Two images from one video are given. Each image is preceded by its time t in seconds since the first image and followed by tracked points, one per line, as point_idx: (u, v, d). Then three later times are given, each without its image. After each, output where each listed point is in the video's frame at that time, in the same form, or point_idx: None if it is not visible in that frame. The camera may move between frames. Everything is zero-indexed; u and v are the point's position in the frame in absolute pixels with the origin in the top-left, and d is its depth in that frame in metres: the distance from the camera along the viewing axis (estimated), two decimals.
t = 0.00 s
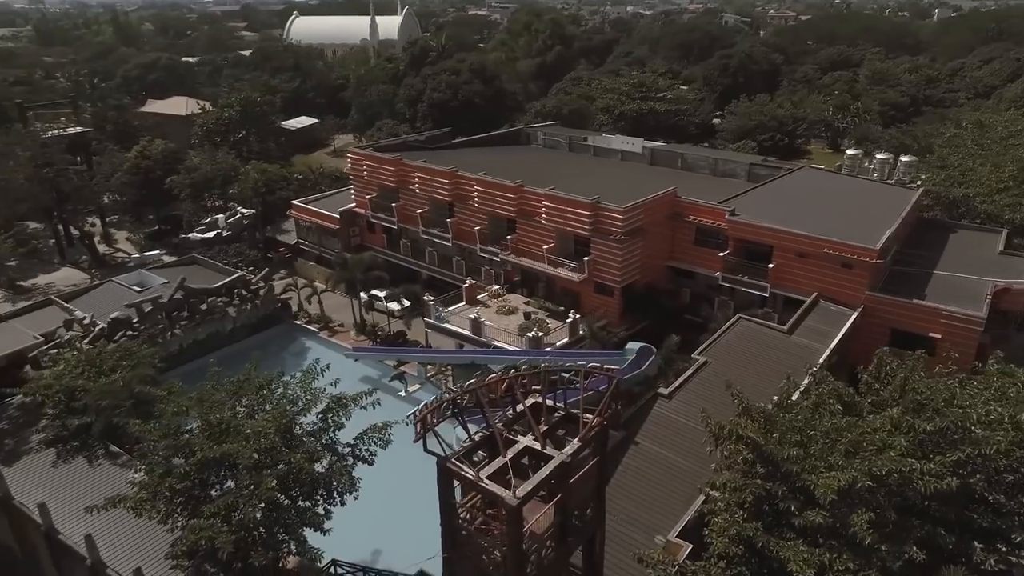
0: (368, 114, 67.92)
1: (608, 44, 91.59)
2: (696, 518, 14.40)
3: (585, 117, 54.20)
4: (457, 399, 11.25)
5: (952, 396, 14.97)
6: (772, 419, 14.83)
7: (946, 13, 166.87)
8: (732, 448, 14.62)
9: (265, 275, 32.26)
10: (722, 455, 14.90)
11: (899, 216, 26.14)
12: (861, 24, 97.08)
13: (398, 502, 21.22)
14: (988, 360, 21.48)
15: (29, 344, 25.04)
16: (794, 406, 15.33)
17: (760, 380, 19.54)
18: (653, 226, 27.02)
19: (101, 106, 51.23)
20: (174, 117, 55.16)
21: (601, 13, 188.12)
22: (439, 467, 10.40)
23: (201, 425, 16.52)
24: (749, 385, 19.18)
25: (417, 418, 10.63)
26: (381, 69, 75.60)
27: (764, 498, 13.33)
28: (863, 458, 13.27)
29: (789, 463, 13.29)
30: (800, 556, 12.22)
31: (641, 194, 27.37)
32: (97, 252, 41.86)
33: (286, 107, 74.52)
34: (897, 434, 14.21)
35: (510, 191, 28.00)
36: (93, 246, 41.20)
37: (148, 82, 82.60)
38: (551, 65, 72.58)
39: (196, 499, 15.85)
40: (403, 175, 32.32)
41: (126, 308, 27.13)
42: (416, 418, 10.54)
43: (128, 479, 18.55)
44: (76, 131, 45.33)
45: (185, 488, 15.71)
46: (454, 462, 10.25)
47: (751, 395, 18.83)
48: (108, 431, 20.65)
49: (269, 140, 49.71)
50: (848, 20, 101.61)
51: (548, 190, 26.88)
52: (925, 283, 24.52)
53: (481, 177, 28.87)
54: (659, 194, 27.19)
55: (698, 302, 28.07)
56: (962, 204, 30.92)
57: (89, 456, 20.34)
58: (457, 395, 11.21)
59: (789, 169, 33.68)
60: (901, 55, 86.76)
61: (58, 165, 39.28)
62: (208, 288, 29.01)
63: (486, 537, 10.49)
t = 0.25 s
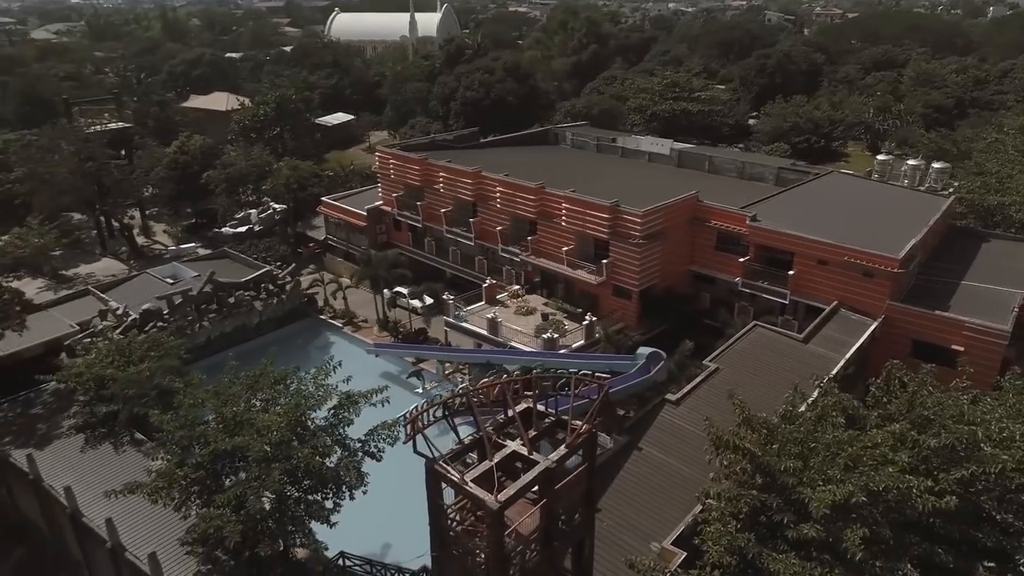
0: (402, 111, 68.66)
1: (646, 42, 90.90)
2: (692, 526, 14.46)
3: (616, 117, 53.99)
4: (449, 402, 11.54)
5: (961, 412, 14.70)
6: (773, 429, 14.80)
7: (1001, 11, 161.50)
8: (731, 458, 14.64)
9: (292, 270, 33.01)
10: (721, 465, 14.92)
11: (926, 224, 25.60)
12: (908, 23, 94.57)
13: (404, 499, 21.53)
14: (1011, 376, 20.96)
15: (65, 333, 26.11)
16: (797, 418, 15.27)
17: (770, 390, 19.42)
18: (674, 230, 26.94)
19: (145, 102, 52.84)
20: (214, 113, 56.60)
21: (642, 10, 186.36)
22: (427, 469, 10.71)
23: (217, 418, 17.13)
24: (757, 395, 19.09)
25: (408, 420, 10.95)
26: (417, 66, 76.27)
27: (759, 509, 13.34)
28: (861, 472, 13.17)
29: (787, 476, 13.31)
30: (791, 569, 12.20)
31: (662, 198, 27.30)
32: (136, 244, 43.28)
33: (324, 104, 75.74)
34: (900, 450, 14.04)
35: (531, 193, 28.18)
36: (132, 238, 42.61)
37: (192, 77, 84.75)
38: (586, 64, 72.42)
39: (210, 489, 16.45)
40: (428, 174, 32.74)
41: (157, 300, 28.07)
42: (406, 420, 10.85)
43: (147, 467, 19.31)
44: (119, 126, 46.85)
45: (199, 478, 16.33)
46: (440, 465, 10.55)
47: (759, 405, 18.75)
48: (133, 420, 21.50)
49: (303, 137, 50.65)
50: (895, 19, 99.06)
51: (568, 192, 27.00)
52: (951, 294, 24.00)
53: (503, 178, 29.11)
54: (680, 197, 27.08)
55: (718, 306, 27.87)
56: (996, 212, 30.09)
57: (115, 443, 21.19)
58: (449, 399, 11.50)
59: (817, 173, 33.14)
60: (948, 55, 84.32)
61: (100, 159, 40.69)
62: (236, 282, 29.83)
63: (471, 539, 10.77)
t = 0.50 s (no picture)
0: (434, 108, 69.18)
1: (681, 41, 90.01)
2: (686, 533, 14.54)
3: (645, 117, 53.63)
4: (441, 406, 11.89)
5: (966, 428, 14.44)
6: (772, 440, 14.80)
7: None
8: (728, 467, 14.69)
9: (316, 266, 33.71)
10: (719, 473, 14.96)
11: (952, 232, 25.05)
12: (954, 23, 91.94)
13: (409, 496, 21.91)
14: None
15: (97, 323, 27.01)
16: (798, 428, 15.21)
17: (779, 399, 19.31)
18: (693, 234, 26.83)
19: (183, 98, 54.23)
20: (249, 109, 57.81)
21: (681, 7, 184.10)
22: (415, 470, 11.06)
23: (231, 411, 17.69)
24: (763, 404, 18.99)
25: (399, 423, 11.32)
26: (451, 64, 76.71)
27: (753, 520, 13.36)
28: (857, 486, 13.08)
29: (781, 489, 13.32)
30: None
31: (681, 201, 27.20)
32: (171, 236, 44.48)
33: (358, 100, 76.66)
34: (900, 464, 13.89)
35: (550, 195, 28.32)
36: (166, 231, 43.88)
37: (231, 73, 86.54)
38: (618, 63, 72.10)
39: (222, 481, 17.03)
40: (451, 174, 33.08)
41: (184, 293, 28.88)
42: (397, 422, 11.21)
43: (164, 456, 20.05)
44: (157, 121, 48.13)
45: (212, 469, 16.93)
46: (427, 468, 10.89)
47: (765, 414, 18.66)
48: (156, 410, 22.31)
49: (334, 134, 51.46)
50: (941, 18, 96.42)
51: (587, 195, 27.06)
52: (975, 305, 23.47)
53: (523, 179, 29.31)
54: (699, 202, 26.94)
55: (736, 312, 27.66)
56: None
57: (138, 431, 22.08)
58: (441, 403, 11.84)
59: (844, 178, 32.57)
60: (995, 56, 81.79)
61: (137, 154, 41.97)
62: (262, 277, 30.58)
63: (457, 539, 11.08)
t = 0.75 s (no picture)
0: (459, 106, 69.51)
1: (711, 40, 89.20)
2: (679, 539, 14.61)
3: (669, 117, 53.31)
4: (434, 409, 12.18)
5: (968, 441, 14.25)
6: (769, 448, 14.78)
7: None
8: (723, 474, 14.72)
9: (335, 263, 34.20)
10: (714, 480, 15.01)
11: (972, 240, 24.61)
12: (992, 23, 89.76)
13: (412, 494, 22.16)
14: None
15: (121, 316, 27.75)
16: (796, 437, 15.15)
17: (783, 408, 19.23)
18: (707, 238, 26.70)
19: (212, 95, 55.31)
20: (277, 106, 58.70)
21: (713, 6, 182.43)
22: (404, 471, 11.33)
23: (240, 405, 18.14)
24: (767, 412, 18.94)
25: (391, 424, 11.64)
26: (477, 62, 76.98)
27: (744, 529, 13.39)
28: (851, 497, 13.01)
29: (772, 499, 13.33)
30: None
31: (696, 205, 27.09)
32: (197, 231, 45.41)
33: (384, 97, 77.30)
34: (896, 476, 13.77)
35: (564, 196, 28.42)
36: (193, 226, 44.82)
37: (262, 70, 87.85)
38: (645, 62, 71.76)
39: (230, 474, 17.50)
40: (468, 174, 33.33)
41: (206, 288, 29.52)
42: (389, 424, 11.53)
43: (177, 448, 20.63)
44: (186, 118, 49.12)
45: (221, 462, 17.42)
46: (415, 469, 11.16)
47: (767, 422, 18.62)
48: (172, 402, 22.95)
49: (358, 132, 52.05)
50: (979, 18, 94.22)
51: (601, 197, 27.09)
52: (992, 316, 23.05)
53: (538, 180, 29.45)
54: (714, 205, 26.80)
55: (749, 317, 27.50)
56: None
57: (155, 423, 22.73)
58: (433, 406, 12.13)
59: (865, 183, 32.10)
60: None
61: (166, 150, 42.93)
62: (281, 273, 31.16)
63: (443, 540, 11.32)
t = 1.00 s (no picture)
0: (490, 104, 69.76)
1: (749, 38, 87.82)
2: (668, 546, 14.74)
3: (698, 117, 52.81)
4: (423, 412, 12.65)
5: (964, 459, 14.05)
6: (761, 459, 14.79)
7: None
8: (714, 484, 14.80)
9: (357, 260, 34.80)
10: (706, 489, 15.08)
11: (994, 251, 24.06)
12: None
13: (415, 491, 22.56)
14: None
15: (149, 307, 28.68)
16: (791, 449, 15.10)
17: (786, 417, 19.15)
18: (723, 244, 26.57)
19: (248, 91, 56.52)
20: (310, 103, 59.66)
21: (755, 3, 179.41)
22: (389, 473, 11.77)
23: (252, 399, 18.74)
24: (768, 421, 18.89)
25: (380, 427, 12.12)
26: (510, 59, 77.15)
27: (731, 540, 13.45)
28: (838, 512, 12.95)
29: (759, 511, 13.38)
30: None
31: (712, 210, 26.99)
32: (228, 225, 46.52)
33: (417, 94, 78.01)
34: (888, 492, 13.64)
35: (581, 199, 28.55)
36: (224, 220, 45.94)
37: (300, 65, 89.27)
38: (678, 61, 71.10)
39: (239, 466, 18.09)
40: (489, 174, 33.65)
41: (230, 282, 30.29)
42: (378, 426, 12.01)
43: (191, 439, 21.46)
44: (221, 114, 50.32)
45: (231, 454, 18.03)
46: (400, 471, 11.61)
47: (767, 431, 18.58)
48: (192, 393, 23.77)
49: (387, 129, 52.69)
50: None
51: (617, 201, 27.15)
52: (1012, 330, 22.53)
53: (556, 182, 29.63)
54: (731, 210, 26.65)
55: (764, 324, 27.30)
56: None
57: (175, 413, 23.57)
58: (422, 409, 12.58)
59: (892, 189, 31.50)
60: None
61: (200, 145, 44.08)
62: (304, 269, 31.87)
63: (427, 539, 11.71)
